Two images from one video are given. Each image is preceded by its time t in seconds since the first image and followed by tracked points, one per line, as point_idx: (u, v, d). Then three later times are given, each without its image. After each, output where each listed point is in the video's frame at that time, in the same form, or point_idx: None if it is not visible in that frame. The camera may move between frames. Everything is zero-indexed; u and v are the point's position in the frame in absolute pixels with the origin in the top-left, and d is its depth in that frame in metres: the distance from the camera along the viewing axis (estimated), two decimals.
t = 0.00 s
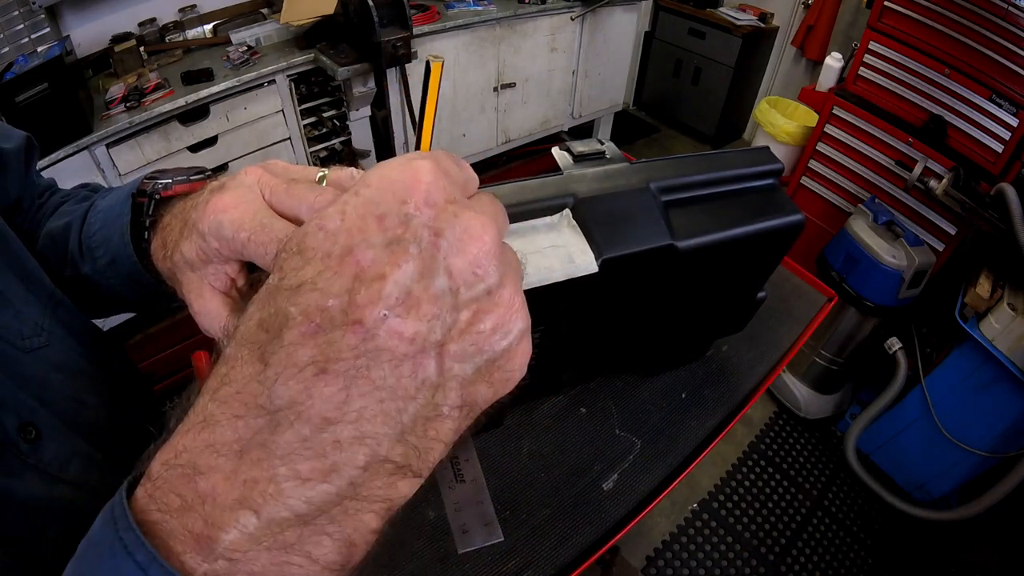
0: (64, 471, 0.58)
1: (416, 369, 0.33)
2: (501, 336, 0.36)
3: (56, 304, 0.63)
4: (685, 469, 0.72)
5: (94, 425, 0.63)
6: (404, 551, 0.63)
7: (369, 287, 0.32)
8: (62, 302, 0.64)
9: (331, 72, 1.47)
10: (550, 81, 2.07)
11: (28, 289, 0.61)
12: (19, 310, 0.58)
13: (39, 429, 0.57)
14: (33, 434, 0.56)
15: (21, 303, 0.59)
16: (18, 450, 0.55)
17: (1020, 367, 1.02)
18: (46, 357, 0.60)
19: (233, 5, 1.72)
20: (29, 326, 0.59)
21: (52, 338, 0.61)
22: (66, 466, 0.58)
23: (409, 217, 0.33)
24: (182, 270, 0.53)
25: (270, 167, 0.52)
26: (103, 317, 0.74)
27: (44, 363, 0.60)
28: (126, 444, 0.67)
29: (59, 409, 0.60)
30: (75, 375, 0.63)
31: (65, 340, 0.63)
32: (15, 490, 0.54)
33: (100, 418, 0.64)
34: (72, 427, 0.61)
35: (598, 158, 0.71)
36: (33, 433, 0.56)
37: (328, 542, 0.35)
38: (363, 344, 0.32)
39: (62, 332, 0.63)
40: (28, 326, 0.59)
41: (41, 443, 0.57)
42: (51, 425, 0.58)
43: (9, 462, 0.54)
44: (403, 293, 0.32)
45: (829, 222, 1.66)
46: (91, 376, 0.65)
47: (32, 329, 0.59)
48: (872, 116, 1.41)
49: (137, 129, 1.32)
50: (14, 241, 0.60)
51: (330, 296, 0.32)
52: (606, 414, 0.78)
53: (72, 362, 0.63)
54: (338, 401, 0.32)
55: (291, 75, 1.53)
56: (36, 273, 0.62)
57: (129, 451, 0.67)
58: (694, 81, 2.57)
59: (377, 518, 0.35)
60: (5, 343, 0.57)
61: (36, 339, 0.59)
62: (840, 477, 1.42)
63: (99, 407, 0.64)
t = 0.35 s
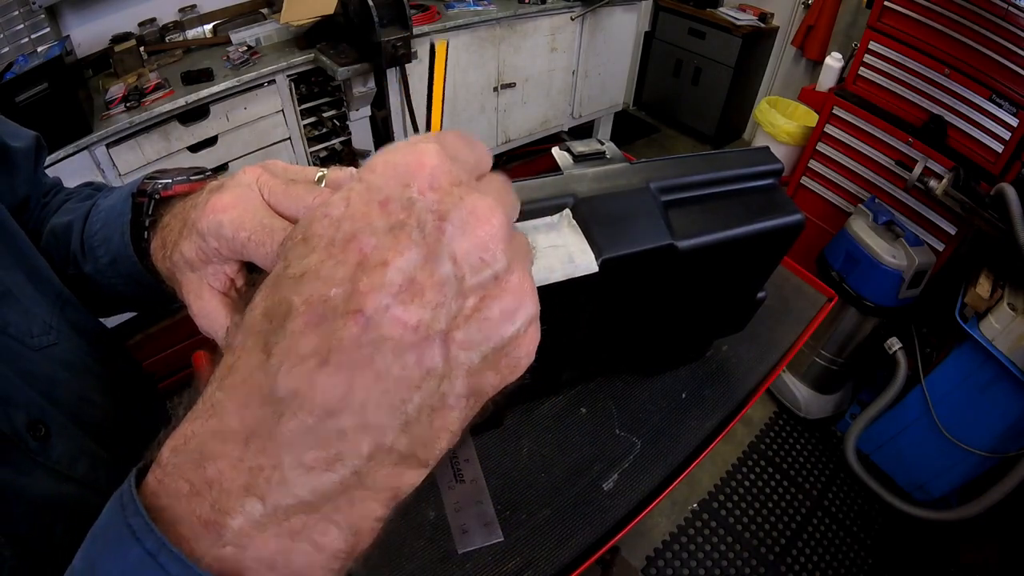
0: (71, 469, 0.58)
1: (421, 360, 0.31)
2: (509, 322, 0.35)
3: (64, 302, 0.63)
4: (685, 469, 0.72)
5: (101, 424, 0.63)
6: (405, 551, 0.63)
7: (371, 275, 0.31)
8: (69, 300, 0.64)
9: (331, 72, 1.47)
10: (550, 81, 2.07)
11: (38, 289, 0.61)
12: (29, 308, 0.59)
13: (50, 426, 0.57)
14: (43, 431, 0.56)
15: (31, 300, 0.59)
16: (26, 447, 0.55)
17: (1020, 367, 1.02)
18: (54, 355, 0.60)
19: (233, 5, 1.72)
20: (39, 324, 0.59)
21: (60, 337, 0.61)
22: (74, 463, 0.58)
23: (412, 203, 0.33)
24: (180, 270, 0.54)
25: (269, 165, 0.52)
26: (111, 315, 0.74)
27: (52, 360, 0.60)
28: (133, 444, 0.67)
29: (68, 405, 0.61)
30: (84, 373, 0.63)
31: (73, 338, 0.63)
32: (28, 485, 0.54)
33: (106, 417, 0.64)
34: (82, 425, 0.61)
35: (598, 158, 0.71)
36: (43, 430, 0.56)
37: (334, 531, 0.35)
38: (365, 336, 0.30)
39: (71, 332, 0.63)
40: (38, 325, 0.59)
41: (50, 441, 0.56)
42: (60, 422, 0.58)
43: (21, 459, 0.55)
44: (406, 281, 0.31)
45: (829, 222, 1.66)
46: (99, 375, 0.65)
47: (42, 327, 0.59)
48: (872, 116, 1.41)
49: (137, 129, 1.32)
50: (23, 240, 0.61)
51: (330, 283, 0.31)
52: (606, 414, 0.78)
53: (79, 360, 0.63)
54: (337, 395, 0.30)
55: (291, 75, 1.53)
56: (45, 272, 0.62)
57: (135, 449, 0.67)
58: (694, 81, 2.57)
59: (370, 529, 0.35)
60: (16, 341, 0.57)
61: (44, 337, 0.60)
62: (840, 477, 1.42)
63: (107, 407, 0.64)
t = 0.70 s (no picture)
0: (58, 473, 0.58)
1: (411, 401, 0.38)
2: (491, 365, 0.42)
3: (50, 302, 0.63)
4: (685, 469, 0.72)
5: (93, 426, 0.63)
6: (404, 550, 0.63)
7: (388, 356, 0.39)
8: (55, 301, 0.64)
9: (331, 72, 1.47)
10: (550, 81, 2.07)
11: (23, 287, 0.60)
12: (19, 312, 0.58)
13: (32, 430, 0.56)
14: (26, 435, 0.55)
15: (20, 301, 0.59)
16: (9, 452, 0.54)
17: (1020, 368, 1.02)
18: (39, 357, 0.60)
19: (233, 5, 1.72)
20: (25, 326, 0.59)
21: (44, 338, 0.61)
22: (58, 469, 0.58)
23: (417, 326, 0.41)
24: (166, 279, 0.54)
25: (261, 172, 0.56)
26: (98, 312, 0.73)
27: (35, 362, 0.59)
28: (127, 445, 0.67)
29: (53, 408, 0.60)
30: (69, 374, 0.63)
31: (60, 341, 0.63)
32: (11, 491, 0.54)
33: (99, 419, 0.64)
34: (75, 426, 0.61)
35: (598, 158, 0.71)
36: (25, 435, 0.55)
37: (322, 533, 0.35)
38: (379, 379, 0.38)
39: (56, 332, 0.63)
40: (23, 326, 0.59)
41: (34, 444, 0.56)
42: (43, 425, 0.57)
43: (7, 465, 0.54)
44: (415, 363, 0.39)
45: (829, 222, 1.66)
46: (90, 377, 0.65)
47: (28, 328, 0.59)
48: (872, 116, 1.41)
49: (136, 129, 1.32)
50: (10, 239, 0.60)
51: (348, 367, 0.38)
52: (606, 414, 0.78)
53: (59, 360, 0.63)
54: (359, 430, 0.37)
55: (291, 75, 1.53)
56: (31, 271, 0.61)
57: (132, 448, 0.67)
58: (694, 81, 2.57)
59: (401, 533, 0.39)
60: None
61: (29, 339, 0.59)
62: (840, 477, 1.41)
63: (95, 408, 0.64)
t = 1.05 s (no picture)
0: (62, 472, 0.58)
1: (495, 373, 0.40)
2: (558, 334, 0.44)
3: (53, 301, 0.63)
4: (686, 469, 0.72)
5: (95, 426, 0.63)
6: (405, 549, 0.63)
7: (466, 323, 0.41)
8: (60, 298, 0.64)
9: (331, 71, 1.47)
10: (550, 81, 2.07)
11: (27, 286, 0.60)
12: (23, 311, 0.58)
13: (38, 430, 0.56)
14: (32, 434, 0.56)
15: (23, 300, 0.59)
16: (16, 450, 0.55)
17: (1020, 368, 1.02)
18: (44, 355, 0.60)
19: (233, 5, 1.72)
20: (30, 324, 0.58)
21: (49, 336, 0.60)
22: (65, 467, 0.58)
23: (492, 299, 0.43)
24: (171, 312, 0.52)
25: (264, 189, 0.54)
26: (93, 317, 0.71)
27: (42, 361, 0.59)
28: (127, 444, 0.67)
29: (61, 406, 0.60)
30: (76, 373, 0.63)
31: (64, 339, 0.63)
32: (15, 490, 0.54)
33: (104, 417, 0.64)
34: (76, 427, 0.61)
35: (598, 158, 0.71)
36: (31, 434, 0.55)
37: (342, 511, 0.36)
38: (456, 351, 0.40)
39: (61, 331, 0.62)
40: (27, 324, 0.58)
41: (40, 443, 0.56)
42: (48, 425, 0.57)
43: (9, 462, 0.54)
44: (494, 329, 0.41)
45: (829, 222, 1.66)
46: (95, 376, 0.65)
47: (33, 326, 0.59)
48: (872, 116, 1.42)
49: (137, 129, 1.32)
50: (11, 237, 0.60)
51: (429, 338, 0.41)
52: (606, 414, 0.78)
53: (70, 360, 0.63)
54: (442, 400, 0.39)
55: (291, 75, 1.53)
56: (35, 270, 0.61)
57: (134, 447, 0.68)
58: (694, 81, 2.57)
59: (446, 518, 0.40)
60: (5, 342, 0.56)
61: (34, 337, 0.59)
62: (840, 476, 1.42)
63: (100, 408, 0.64)
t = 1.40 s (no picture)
0: (66, 465, 0.59)
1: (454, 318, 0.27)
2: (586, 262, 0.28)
3: (56, 298, 0.62)
4: (686, 469, 0.71)
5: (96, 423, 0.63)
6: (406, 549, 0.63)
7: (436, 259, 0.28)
8: (61, 297, 0.63)
9: (331, 71, 1.47)
10: (550, 81, 2.07)
11: (30, 284, 0.60)
12: (24, 308, 0.58)
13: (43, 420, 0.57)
14: (38, 426, 0.56)
15: (26, 298, 0.58)
16: (22, 441, 0.55)
17: (1020, 367, 1.02)
18: (46, 350, 0.59)
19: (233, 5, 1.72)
20: (35, 320, 0.59)
21: (53, 333, 0.60)
22: (69, 460, 0.59)
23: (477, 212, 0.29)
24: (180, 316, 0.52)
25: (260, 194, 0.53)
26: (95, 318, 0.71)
27: (47, 357, 0.59)
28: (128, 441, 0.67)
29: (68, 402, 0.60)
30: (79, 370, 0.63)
31: (67, 337, 0.62)
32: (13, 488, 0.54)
33: (107, 414, 0.64)
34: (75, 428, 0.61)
35: (598, 158, 0.71)
36: (38, 424, 0.56)
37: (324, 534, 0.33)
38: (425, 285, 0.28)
39: (64, 329, 0.62)
40: (31, 320, 0.58)
41: (45, 433, 0.57)
42: (54, 419, 0.58)
43: (14, 451, 0.55)
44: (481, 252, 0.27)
45: (829, 222, 1.66)
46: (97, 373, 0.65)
47: (37, 323, 0.59)
48: (872, 116, 1.41)
49: (137, 129, 1.32)
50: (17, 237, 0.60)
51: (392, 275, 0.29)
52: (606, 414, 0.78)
53: (73, 360, 0.62)
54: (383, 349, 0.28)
55: (291, 75, 1.53)
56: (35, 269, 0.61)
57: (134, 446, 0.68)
58: (694, 81, 2.57)
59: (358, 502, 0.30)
60: (9, 336, 0.56)
61: (38, 333, 0.58)
62: (840, 477, 1.41)
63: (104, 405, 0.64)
